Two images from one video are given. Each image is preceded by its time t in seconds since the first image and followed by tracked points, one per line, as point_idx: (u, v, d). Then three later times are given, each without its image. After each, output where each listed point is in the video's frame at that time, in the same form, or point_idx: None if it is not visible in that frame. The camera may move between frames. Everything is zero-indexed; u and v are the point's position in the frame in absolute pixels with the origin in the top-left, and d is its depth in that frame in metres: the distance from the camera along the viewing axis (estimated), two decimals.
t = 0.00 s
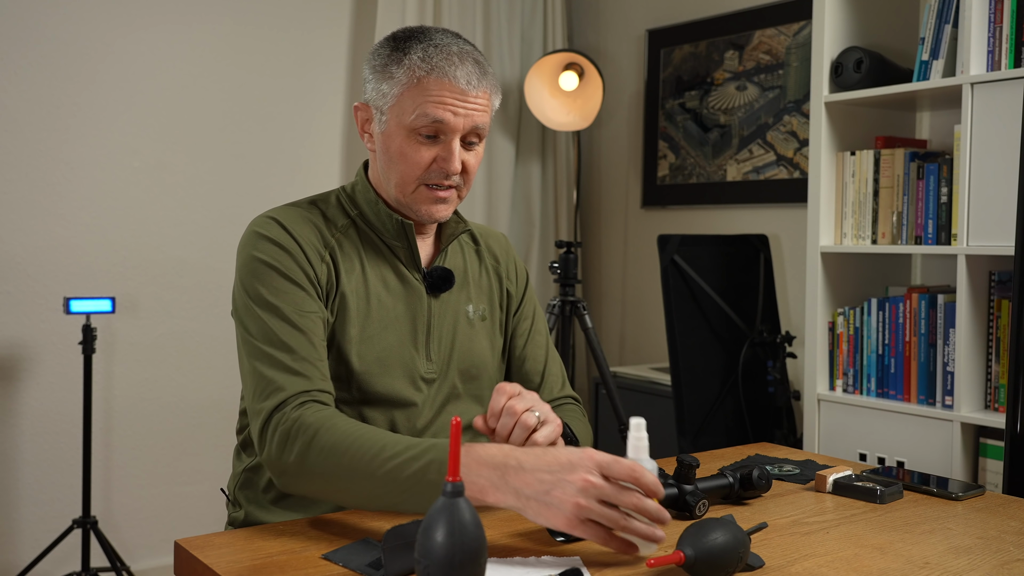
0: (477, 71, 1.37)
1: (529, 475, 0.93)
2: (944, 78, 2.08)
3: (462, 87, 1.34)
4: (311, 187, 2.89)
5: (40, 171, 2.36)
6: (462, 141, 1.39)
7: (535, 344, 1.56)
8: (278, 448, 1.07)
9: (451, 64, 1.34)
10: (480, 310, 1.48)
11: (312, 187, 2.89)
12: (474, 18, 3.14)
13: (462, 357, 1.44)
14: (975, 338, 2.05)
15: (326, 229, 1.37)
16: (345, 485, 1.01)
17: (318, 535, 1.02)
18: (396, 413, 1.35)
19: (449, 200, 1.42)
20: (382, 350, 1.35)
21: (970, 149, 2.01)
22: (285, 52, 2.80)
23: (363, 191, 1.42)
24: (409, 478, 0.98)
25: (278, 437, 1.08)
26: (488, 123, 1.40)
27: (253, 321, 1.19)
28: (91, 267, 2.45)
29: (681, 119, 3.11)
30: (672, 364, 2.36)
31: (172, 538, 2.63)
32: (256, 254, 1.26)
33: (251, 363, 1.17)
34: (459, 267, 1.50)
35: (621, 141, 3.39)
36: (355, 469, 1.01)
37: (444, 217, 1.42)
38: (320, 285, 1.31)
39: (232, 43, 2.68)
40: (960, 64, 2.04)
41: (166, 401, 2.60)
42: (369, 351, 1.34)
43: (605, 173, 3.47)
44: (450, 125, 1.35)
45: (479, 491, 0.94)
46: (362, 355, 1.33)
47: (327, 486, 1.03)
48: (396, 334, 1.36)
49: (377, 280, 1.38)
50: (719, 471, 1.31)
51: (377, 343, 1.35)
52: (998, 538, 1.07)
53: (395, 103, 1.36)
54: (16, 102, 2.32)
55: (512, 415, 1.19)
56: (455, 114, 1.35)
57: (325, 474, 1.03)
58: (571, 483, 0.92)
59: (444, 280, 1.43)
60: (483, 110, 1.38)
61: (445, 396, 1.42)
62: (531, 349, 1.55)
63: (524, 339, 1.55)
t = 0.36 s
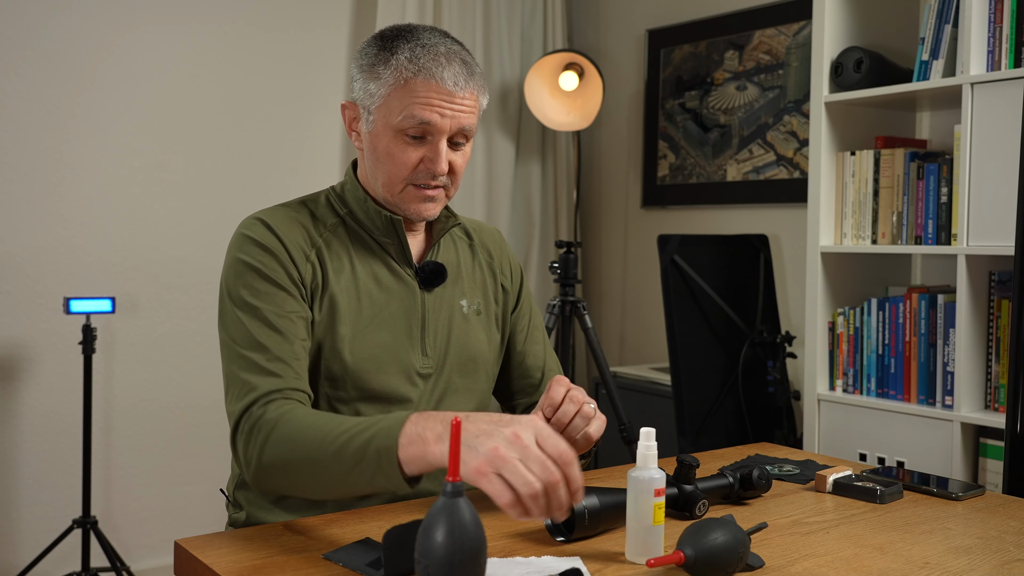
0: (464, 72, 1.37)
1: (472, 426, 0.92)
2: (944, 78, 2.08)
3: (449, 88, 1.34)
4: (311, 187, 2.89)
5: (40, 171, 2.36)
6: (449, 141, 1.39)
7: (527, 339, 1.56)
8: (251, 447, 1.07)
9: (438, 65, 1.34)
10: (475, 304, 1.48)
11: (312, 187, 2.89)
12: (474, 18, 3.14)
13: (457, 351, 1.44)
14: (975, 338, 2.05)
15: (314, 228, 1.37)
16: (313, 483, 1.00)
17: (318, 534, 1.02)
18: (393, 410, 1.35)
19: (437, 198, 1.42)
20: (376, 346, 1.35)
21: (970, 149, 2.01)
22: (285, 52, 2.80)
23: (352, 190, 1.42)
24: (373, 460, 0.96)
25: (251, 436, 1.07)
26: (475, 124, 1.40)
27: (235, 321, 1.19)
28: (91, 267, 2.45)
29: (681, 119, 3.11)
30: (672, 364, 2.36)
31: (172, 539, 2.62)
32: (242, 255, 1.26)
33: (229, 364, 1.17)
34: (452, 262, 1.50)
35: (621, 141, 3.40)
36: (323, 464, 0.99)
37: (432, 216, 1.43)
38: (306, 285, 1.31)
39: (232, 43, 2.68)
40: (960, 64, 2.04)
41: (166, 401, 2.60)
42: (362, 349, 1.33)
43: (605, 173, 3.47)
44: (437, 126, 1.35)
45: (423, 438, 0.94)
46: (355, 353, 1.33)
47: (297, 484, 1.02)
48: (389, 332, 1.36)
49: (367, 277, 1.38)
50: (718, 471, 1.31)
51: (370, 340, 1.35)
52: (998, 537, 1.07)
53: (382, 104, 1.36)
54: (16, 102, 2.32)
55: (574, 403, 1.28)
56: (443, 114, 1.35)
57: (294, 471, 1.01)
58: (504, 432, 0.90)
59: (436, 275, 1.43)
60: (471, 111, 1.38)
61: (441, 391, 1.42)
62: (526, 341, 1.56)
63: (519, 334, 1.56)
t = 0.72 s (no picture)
0: (454, 65, 1.37)
1: (499, 458, 0.95)
2: (944, 78, 2.08)
3: (439, 82, 1.34)
4: (311, 187, 2.89)
5: (40, 171, 2.36)
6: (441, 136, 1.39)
7: (525, 334, 1.55)
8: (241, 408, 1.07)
9: (428, 59, 1.34)
10: (472, 302, 1.48)
11: (312, 187, 2.89)
12: (474, 18, 3.14)
13: (454, 350, 1.44)
14: (975, 338, 2.05)
15: (311, 227, 1.37)
16: (301, 449, 1.01)
17: (318, 534, 1.02)
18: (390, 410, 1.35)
19: (430, 195, 1.41)
20: (371, 346, 1.35)
21: (970, 149, 2.01)
22: (285, 52, 2.80)
23: (348, 191, 1.42)
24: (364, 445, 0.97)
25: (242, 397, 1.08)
26: (467, 118, 1.39)
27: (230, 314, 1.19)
28: (91, 267, 2.45)
29: (681, 119, 3.11)
30: (673, 363, 2.36)
31: (172, 539, 2.62)
32: (240, 251, 1.26)
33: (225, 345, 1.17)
34: (448, 261, 1.49)
35: (621, 141, 3.39)
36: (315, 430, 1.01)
37: (425, 213, 1.42)
38: (303, 282, 1.31)
39: (232, 43, 2.68)
40: (960, 64, 2.04)
41: (166, 401, 2.59)
42: (357, 348, 1.33)
43: (605, 173, 3.47)
44: (428, 120, 1.34)
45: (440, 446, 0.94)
46: (353, 351, 1.33)
47: (284, 449, 1.02)
48: (385, 331, 1.37)
49: (364, 276, 1.38)
50: (719, 471, 1.31)
51: (366, 339, 1.35)
52: (998, 538, 1.07)
53: (373, 100, 1.36)
54: (16, 102, 2.32)
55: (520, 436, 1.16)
56: (433, 108, 1.34)
57: (283, 434, 1.02)
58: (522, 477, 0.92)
59: (432, 274, 1.42)
60: (462, 104, 1.37)
61: (439, 389, 1.41)
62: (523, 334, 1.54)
63: (516, 329, 1.54)
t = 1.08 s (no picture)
0: (425, 56, 1.34)
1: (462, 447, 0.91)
2: (944, 78, 2.08)
3: (410, 74, 1.31)
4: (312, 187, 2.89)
5: (40, 171, 2.36)
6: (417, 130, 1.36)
7: (517, 315, 1.52)
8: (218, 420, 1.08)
9: (397, 52, 1.32)
10: (458, 298, 1.48)
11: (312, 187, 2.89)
12: (474, 18, 3.14)
13: (441, 348, 1.43)
14: (975, 338, 2.05)
15: (290, 232, 1.37)
16: (279, 452, 1.01)
17: (317, 534, 1.02)
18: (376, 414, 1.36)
19: (410, 191, 1.39)
20: (353, 351, 1.35)
21: (970, 149, 2.01)
22: (285, 52, 2.80)
23: (327, 192, 1.41)
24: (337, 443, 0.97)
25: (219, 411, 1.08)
26: (443, 109, 1.37)
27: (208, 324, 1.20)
28: (91, 267, 2.45)
29: (681, 119, 3.11)
30: (672, 363, 2.36)
31: (172, 539, 2.62)
32: (217, 260, 1.27)
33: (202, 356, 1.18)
34: (433, 258, 1.49)
35: (621, 141, 3.39)
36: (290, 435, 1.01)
37: (406, 210, 1.40)
38: (281, 288, 1.32)
39: (232, 43, 2.68)
40: (960, 64, 2.04)
41: (166, 401, 2.59)
42: (338, 354, 1.34)
43: (605, 173, 3.47)
44: (401, 114, 1.32)
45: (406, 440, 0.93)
46: (335, 357, 1.34)
47: (262, 457, 1.02)
48: (368, 334, 1.37)
49: (345, 279, 1.38)
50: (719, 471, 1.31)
51: (348, 345, 1.35)
52: (998, 538, 1.07)
53: (345, 97, 1.34)
54: (16, 102, 2.32)
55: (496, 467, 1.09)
56: (406, 101, 1.32)
57: (260, 443, 1.02)
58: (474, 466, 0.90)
59: (413, 272, 1.41)
60: (436, 95, 1.34)
61: (427, 389, 1.41)
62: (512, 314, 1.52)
63: (507, 311, 1.52)
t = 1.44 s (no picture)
0: (414, 59, 1.33)
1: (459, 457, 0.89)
2: (944, 78, 2.08)
3: (399, 78, 1.30)
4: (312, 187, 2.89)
5: (40, 171, 2.36)
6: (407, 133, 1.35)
7: (510, 316, 1.52)
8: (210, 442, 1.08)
9: (385, 55, 1.31)
10: (451, 298, 1.48)
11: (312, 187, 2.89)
12: (474, 18, 3.14)
13: (436, 350, 1.43)
14: (975, 338, 2.05)
15: (279, 238, 1.37)
16: (271, 470, 1.01)
17: (317, 535, 1.02)
18: (373, 418, 1.36)
19: (403, 194, 1.38)
20: (347, 356, 1.35)
21: (970, 149, 2.01)
22: (285, 52, 2.81)
23: (316, 196, 1.41)
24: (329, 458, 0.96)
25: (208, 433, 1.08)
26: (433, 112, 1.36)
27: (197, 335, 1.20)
28: (91, 267, 2.45)
29: (681, 119, 3.11)
30: (672, 363, 2.36)
31: (172, 538, 2.62)
32: (205, 272, 1.26)
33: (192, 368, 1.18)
34: (425, 259, 1.48)
35: (621, 141, 3.39)
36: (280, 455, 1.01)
37: (398, 212, 1.39)
38: (270, 296, 1.31)
39: (232, 43, 2.68)
40: (960, 64, 2.04)
41: (166, 401, 2.60)
42: (332, 360, 1.34)
43: (605, 172, 3.47)
44: (391, 118, 1.31)
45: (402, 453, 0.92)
46: (328, 363, 1.34)
47: (253, 472, 1.02)
48: (361, 340, 1.37)
49: (335, 285, 1.37)
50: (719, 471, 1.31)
51: (342, 350, 1.35)
52: (998, 538, 1.07)
53: (334, 102, 1.33)
54: (17, 101, 2.32)
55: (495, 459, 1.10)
56: (396, 105, 1.31)
57: (249, 464, 1.02)
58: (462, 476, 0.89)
59: (406, 274, 1.41)
60: (426, 98, 1.33)
61: (423, 392, 1.42)
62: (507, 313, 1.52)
63: (504, 310, 1.53)
